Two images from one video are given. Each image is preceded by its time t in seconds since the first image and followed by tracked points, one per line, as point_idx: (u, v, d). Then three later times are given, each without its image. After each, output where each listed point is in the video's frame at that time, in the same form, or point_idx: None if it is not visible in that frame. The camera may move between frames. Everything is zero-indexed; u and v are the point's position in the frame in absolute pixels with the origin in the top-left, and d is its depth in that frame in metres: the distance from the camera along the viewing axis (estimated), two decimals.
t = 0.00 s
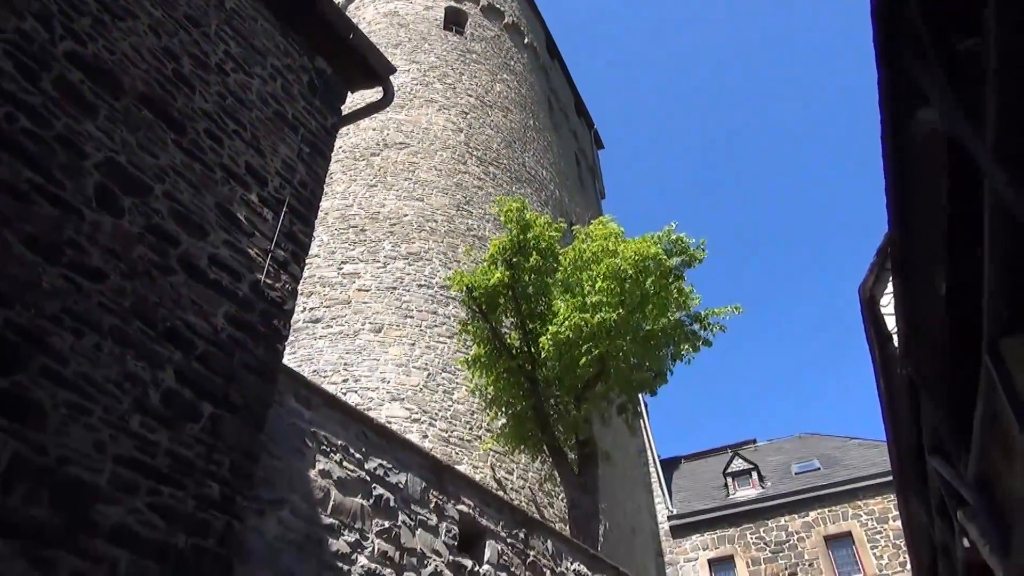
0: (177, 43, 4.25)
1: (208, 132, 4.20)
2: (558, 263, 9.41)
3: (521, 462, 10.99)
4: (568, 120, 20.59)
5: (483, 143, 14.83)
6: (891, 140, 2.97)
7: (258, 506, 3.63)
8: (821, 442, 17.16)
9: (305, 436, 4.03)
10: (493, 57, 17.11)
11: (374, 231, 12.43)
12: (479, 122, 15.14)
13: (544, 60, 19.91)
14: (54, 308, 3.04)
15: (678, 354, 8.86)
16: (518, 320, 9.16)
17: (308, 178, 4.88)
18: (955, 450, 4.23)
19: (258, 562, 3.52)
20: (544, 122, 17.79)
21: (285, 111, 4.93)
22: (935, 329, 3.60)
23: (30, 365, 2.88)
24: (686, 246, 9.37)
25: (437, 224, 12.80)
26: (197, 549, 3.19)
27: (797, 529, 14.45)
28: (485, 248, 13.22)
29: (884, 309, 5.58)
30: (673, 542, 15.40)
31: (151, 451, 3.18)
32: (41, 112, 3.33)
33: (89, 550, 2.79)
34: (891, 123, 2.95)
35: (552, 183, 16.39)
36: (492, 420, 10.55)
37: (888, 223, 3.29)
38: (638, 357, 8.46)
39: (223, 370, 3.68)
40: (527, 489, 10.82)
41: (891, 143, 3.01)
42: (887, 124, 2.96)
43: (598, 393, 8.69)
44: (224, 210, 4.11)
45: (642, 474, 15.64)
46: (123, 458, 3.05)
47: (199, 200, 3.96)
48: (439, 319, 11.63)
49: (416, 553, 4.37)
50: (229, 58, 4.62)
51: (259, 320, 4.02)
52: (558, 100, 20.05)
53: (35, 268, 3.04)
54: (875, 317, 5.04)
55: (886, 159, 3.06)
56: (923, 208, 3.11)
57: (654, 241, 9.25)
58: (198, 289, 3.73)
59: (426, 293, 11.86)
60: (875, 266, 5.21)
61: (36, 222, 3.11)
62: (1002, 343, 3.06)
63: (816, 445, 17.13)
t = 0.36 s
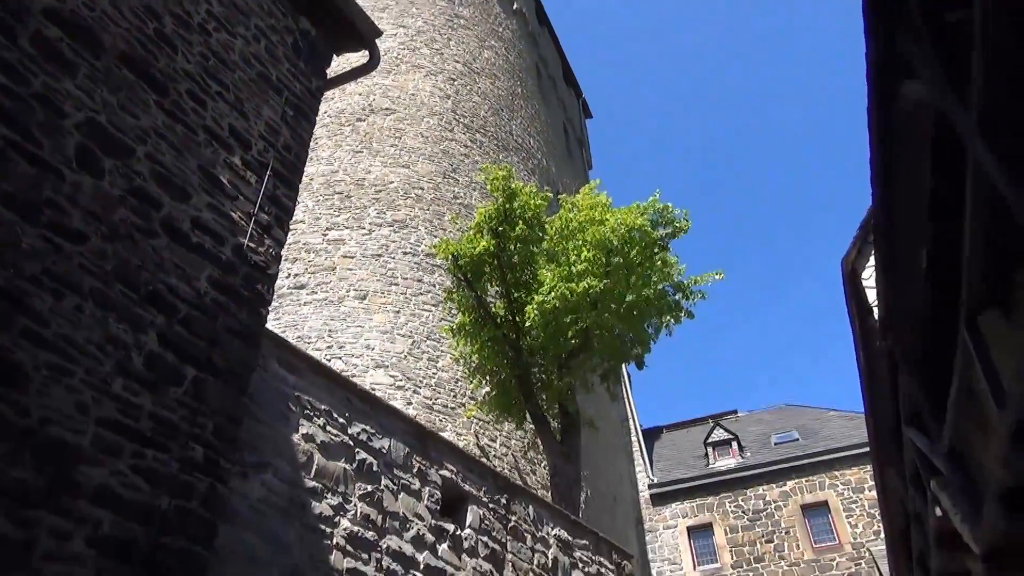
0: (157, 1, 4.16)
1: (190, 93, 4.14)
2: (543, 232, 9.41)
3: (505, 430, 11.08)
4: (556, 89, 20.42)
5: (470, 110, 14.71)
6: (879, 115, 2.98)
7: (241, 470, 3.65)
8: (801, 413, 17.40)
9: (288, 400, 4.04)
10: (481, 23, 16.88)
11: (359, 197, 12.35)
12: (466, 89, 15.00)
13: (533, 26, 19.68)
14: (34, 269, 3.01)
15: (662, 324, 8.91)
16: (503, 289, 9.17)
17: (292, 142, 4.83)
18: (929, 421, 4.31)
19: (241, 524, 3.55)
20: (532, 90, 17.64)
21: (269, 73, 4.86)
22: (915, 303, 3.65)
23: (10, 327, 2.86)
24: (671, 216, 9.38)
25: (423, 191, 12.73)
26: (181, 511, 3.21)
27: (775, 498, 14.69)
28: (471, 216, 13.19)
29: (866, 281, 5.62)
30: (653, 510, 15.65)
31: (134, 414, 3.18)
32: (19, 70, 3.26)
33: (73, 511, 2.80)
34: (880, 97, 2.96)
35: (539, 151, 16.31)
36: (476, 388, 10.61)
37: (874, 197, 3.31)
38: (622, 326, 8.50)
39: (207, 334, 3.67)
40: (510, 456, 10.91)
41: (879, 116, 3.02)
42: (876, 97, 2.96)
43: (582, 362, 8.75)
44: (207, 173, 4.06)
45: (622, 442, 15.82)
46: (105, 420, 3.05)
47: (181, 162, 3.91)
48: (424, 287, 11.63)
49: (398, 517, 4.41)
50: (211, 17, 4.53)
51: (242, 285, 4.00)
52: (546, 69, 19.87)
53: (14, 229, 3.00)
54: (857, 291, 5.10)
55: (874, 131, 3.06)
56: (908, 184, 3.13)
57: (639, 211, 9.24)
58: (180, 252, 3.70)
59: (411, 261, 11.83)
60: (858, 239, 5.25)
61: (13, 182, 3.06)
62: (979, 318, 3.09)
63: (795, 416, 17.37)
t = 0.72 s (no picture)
0: None
1: (176, 60, 4.08)
2: (532, 207, 9.40)
3: (491, 405, 11.14)
4: (547, 64, 20.28)
5: (460, 83, 14.60)
6: (868, 93, 2.94)
7: (227, 441, 3.67)
8: (784, 392, 17.58)
9: (274, 371, 4.05)
10: None
11: (347, 170, 12.27)
12: (456, 62, 14.87)
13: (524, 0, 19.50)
14: (17, 237, 2.98)
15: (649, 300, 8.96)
16: (491, 265, 9.17)
17: (278, 113, 4.79)
18: (911, 399, 4.35)
19: (226, 494, 3.57)
20: (523, 65, 17.52)
21: (256, 41, 4.80)
22: (900, 283, 3.65)
23: None
24: (660, 193, 9.38)
25: (412, 164, 12.66)
26: (165, 481, 3.21)
27: (757, 474, 14.86)
28: (459, 191, 13.15)
29: (850, 260, 5.66)
30: (637, 485, 15.82)
31: (118, 383, 3.17)
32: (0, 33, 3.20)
33: (57, 479, 2.80)
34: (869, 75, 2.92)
35: (529, 127, 16.24)
36: (463, 362, 10.65)
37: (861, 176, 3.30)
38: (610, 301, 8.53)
39: (192, 304, 3.65)
40: (496, 431, 10.98)
41: (868, 95, 2.98)
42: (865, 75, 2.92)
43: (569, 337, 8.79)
44: (192, 142, 4.02)
45: (607, 418, 15.94)
46: (90, 388, 3.04)
47: (166, 131, 3.87)
48: (412, 262, 11.61)
49: (384, 489, 4.44)
50: None
51: (228, 256, 3.98)
52: (537, 43, 19.71)
53: None
54: (842, 269, 5.12)
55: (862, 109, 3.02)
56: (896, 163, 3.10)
57: (627, 187, 9.24)
58: (165, 222, 3.67)
59: (399, 235, 11.80)
60: (845, 217, 5.27)
61: None
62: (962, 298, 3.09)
63: (779, 394, 17.55)
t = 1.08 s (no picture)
0: None
1: (163, 39, 4.04)
2: (522, 191, 9.37)
3: (480, 389, 11.17)
4: (538, 47, 20.18)
5: (451, 66, 14.51)
6: (858, 78, 2.93)
7: (214, 422, 3.67)
8: (772, 377, 17.70)
9: (262, 353, 4.04)
10: None
11: (337, 152, 12.20)
12: (447, 45, 14.78)
13: None
14: (2, 216, 2.95)
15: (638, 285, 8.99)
16: (481, 249, 9.18)
17: (267, 93, 4.75)
18: (896, 383, 4.39)
19: (213, 476, 3.57)
20: (514, 48, 17.43)
21: (244, 21, 4.75)
22: (886, 269, 3.67)
23: None
24: (650, 178, 9.37)
25: (402, 148, 12.61)
26: (153, 462, 3.21)
27: (744, 459, 14.99)
28: (450, 175, 13.11)
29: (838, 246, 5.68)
30: (625, 469, 15.91)
31: (105, 363, 3.16)
32: None
33: (45, 460, 2.80)
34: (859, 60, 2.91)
35: (520, 111, 16.17)
36: (452, 346, 10.67)
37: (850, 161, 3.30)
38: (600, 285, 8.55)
39: (180, 286, 3.64)
40: (485, 415, 11.02)
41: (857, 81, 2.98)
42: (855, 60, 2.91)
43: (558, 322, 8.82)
44: (179, 122, 3.99)
45: (596, 403, 16.02)
46: (76, 368, 3.03)
47: (153, 110, 3.84)
48: (401, 246, 11.60)
49: (372, 471, 4.45)
50: None
51: (216, 238, 3.96)
52: (529, 27, 19.61)
53: None
54: (830, 254, 5.14)
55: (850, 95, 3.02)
56: (884, 149, 3.11)
57: (617, 172, 9.22)
58: (153, 203, 3.65)
59: (389, 219, 11.76)
60: (833, 204, 5.29)
61: None
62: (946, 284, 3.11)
63: (767, 380, 17.66)
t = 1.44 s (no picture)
0: None
1: (149, 18, 3.99)
2: (511, 177, 9.36)
3: (468, 375, 11.19)
4: (530, 33, 20.10)
5: (442, 51, 14.44)
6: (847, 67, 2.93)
7: (200, 405, 3.66)
8: (758, 366, 17.81)
9: (249, 336, 4.04)
10: None
11: (326, 136, 12.13)
12: (438, 29, 14.70)
13: None
14: None
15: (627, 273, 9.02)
16: (470, 235, 9.18)
17: (255, 75, 4.72)
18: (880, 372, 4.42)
19: (199, 459, 3.56)
20: (506, 34, 17.34)
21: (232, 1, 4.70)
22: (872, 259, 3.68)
23: None
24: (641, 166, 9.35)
25: (392, 132, 12.55)
26: (138, 444, 3.20)
27: (729, 447, 15.10)
28: (440, 160, 13.07)
29: (825, 236, 5.71)
30: (611, 456, 15.99)
31: (90, 345, 3.14)
32: None
33: (29, 441, 2.78)
34: (848, 49, 2.90)
35: (511, 97, 16.11)
36: (441, 332, 10.67)
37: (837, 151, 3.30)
38: (589, 271, 8.56)
39: (166, 268, 3.62)
40: (473, 401, 11.05)
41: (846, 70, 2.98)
42: (843, 49, 2.91)
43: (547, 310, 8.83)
44: (166, 103, 3.95)
45: (583, 390, 16.07)
46: (61, 350, 3.01)
47: (139, 91, 3.80)
48: (391, 231, 11.58)
49: (358, 455, 4.46)
50: None
51: (203, 220, 3.94)
52: (521, 12, 19.51)
53: None
54: (817, 243, 5.16)
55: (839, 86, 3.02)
56: (875, 139, 3.10)
57: (607, 159, 9.21)
58: (139, 184, 3.62)
59: (378, 203, 11.72)
60: (821, 194, 5.31)
61: None
62: (932, 275, 3.13)
63: (753, 369, 17.78)
